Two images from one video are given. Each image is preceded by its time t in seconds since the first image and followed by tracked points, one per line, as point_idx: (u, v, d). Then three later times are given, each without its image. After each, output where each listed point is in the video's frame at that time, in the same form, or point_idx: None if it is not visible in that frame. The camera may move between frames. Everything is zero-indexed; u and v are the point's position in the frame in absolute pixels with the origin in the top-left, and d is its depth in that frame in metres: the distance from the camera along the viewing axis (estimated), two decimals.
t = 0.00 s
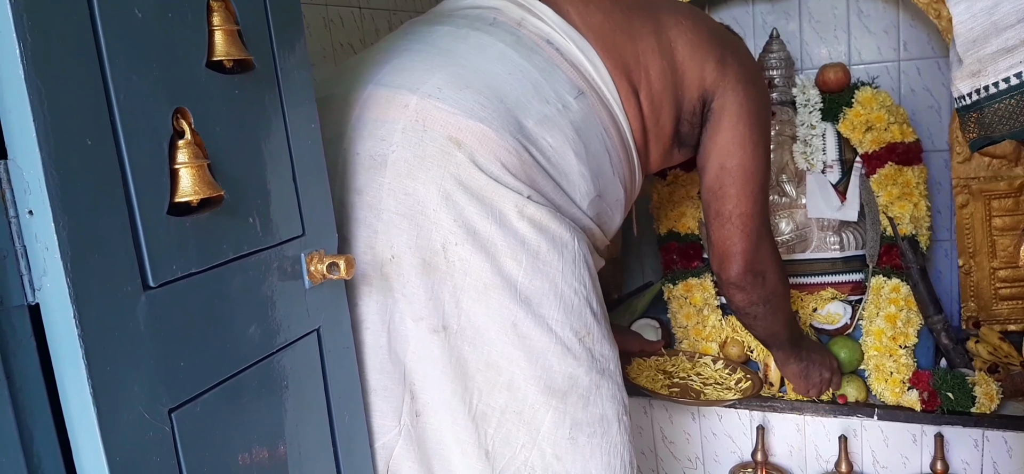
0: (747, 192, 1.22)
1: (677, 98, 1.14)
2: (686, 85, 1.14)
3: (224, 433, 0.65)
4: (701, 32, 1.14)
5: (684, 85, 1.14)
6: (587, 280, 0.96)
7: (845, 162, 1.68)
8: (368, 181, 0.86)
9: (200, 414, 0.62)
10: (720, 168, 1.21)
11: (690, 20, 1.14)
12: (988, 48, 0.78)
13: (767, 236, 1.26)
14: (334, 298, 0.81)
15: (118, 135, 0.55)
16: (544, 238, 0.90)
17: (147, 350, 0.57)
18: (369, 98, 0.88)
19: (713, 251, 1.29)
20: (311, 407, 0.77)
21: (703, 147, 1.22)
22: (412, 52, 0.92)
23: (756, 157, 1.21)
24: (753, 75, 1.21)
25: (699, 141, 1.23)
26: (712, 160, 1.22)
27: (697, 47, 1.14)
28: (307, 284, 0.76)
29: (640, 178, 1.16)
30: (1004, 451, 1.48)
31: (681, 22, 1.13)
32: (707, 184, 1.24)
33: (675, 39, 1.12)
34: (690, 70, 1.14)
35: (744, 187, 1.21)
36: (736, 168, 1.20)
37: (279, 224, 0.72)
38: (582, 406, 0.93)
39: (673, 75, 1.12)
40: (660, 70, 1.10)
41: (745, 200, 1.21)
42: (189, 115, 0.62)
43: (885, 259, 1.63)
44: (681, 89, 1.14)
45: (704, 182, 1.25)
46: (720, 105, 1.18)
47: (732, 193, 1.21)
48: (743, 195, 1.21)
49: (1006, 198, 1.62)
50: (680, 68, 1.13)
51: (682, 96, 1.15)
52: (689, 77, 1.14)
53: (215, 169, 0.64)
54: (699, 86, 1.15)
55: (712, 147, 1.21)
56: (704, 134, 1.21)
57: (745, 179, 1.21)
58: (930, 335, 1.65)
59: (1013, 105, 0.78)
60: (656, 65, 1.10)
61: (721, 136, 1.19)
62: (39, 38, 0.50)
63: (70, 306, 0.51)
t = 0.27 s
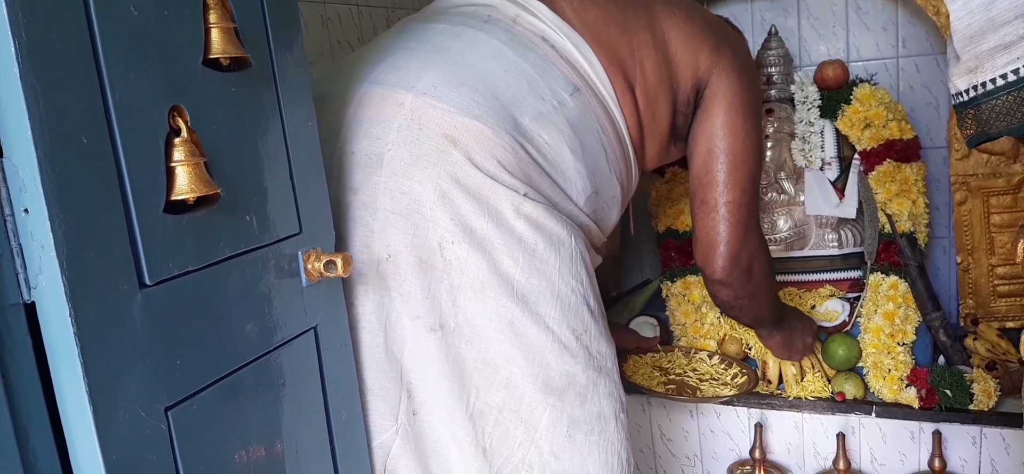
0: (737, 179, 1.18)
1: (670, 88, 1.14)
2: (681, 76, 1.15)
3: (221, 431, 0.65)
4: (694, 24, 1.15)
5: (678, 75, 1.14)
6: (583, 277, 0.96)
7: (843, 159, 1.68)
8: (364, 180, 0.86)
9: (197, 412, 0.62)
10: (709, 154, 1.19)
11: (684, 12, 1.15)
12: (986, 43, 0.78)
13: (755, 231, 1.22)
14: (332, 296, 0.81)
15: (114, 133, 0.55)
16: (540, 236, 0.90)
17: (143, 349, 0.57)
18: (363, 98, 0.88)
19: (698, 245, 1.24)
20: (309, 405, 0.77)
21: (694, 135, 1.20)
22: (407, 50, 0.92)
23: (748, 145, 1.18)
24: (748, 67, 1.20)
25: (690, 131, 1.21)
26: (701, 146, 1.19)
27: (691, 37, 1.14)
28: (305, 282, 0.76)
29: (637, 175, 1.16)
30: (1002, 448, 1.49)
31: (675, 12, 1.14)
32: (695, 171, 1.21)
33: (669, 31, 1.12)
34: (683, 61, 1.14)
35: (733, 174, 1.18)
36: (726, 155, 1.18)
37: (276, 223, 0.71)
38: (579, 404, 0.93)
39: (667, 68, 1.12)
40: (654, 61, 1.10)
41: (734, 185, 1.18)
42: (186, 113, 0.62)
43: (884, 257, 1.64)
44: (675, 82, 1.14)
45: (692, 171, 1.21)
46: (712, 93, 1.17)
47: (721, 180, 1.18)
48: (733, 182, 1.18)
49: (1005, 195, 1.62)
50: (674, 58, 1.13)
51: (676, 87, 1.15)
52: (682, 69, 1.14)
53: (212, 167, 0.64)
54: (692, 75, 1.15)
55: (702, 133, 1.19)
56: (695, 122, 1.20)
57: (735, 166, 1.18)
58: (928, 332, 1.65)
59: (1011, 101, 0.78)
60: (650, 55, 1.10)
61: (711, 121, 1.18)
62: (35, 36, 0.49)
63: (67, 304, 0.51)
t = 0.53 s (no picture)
0: (729, 170, 1.19)
1: (665, 82, 1.13)
2: (675, 70, 1.15)
3: (217, 430, 0.65)
4: (690, 17, 1.15)
5: (672, 68, 1.14)
6: (577, 276, 0.95)
7: (842, 157, 1.68)
8: (356, 179, 0.86)
9: (193, 411, 0.62)
10: (702, 145, 1.18)
11: (679, 5, 1.14)
12: (982, 42, 0.78)
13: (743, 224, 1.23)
14: (329, 294, 0.81)
15: (111, 131, 0.55)
16: (534, 236, 0.90)
17: (139, 347, 0.57)
18: (357, 96, 0.88)
19: (684, 236, 1.23)
20: (305, 404, 0.76)
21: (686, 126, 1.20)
22: (400, 48, 0.91)
23: (740, 137, 1.19)
24: (743, 60, 1.20)
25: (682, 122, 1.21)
26: (693, 137, 1.19)
27: (686, 32, 1.14)
28: (302, 281, 0.76)
29: (633, 173, 1.16)
30: (1000, 447, 1.49)
31: (670, 5, 1.13)
32: (687, 163, 1.20)
33: (663, 25, 1.12)
34: (679, 55, 1.14)
35: (725, 165, 1.18)
36: (719, 146, 1.18)
37: (274, 221, 0.71)
38: (573, 404, 0.93)
39: (662, 63, 1.12)
40: (648, 55, 1.10)
41: (726, 177, 1.18)
42: (182, 111, 0.62)
43: (881, 255, 1.65)
44: (670, 77, 1.14)
45: (684, 163, 1.21)
46: (706, 85, 1.17)
47: (714, 171, 1.18)
48: (725, 173, 1.18)
49: (1003, 193, 1.62)
50: (668, 52, 1.13)
51: (670, 81, 1.15)
52: (677, 64, 1.14)
53: (209, 165, 0.63)
54: (687, 69, 1.15)
55: (695, 124, 1.19)
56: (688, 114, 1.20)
57: (727, 158, 1.18)
58: (926, 331, 1.65)
59: (1006, 99, 0.78)
60: (644, 51, 1.10)
61: (705, 113, 1.18)
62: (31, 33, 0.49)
63: (63, 303, 0.51)
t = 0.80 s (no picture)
0: (725, 176, 1.19)
1: (661, 87, 1.13)
2: (671, 75, 1.14)
3: (215, 433, 0.65)
4: (686, 20, 1.14)
5: (668, 73, 1.14)
6: (572, 279, 0.95)
7: (839, 158, 1.68)
8: (349, 183, 0.86)
9: (191, 415, 0.62)
10: (700, 150, 1.19)
11: (674, 9, 1.14)
12: (976, 43, 0.78)
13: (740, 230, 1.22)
14: (327, 297, 0.81)
15: (107, 135, 0.55)
16: (528, 239, 0.90)
17: (136, 351, 0.57)
18: (350, 99, 0.88)
19: (681, 242, 1.23)
20: (303, 407, 0.76)
21: (683, 131, 1.20)
22: (395, 52, 0.91)
23: (738, 142, 1.19)
24: (738, 64, 1.20)
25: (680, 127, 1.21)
26: (691, 143, 1.19)
27: (682, 36, 1.13)
28: (299, 284, 0.76)
29: (628, 176, 1.16)
30: (999, 447, 1.49)
31: (665, 10, 1.13)
32: (683, 169, 1.21)
33: (658, 29, 1.12)
34: (674, 59, 1.14)
35: (723, 171, 1.19)
36: (716, 151, 1.18)
37: (271, 223, 0.71)
38: (569, 407, 0.93)
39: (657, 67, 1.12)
40: (643, 60, 1.10)
41: (724, 182, 1.18)
42: (179, 115, 0.62)
43: (879, 256, 1.66)
44: (665, 81, 1.14)
45: (681, 168, 1.22)
46: (703, 89, 1.17)
47: (711, 177, 1.19)
48: (722, 178, 1.18)
49: (1001, 193, 1.62)
50: (663, 56, 1.13)
51: (666, 86, 1.15)
52: (672, 68, 1.14)
53: (205, 168, 0.64)
54: (682, 74, 1.15)
55: (693, 129, 1.19)
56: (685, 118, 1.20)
57: (725, 163, 1.18)
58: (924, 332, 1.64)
59: (1000, 101, 0.78)
60: (639, 54, 1.10)
61: (702, 118, 1.18)
62: (27, 37, 0.49)
63: (59, 307, 0.51)
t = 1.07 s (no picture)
0: (732, 177, 1.19)
1: (667, 91, 1.14)
2: (676, 78, 1.15)
3: (223, 435, 0.65)
4: (690, 25, 1.15)
5: (674, 77, 1.14)
6: (579, 281, 0.96)
7: (846, 159, 1.68)
8: (358, 186, 0.86)
9: (199, 417, 0.63)
10: (705, 154, 1.19)
11: (679, 13, 1.15)
12: (981, 47, 0.78)
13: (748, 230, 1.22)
14: (334, 300, 0.81)
15: (116, 140, 0.56)
16: (536, 241, 0.90)
17: (145, 354, 0.57)
18: (359, 103, 0.88)
19: (691, 247, 1.23)
20: (310, 410, 0.77)
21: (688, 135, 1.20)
22: (402, 56, 0.92)
23: (743, 145, 1.19)
24: (741, 68, 1.21)
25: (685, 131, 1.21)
26: (696, 147, 1.19)
27: (688, 39, 1.14)
28: (306, 287, 0.76)
29: (633, 177, 1.16)
30: (1006, 450, 1.48)
31: (669, 14, 1.14)
32: (690, 172, 1.21)
33: (663, 33, 1.12)
34: (679, 62, 1.14)
35: (729, 174, 1.18)
36: (721, 155, 1.18)
37: (279, 226, 0.72)
38: (576, 408, 0.93)
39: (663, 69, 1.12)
40: (650, 63, 1.10)
41: (730, 183, 1.18)
42: (188, 120, 0.62)
43: (886, 258, 1.64)
44: (670, 84, 1.14)
45: (687, 172, 1.21)
46: (707, 93, 1.17)
47: (718, 179, 1.18)
48: (728, 181, 1.18)
49: (1008, 194, 1.62)
50: (669, 60, 1.13)
51: (672, 89, 1.15)
52: (678, 71, 1.14)
53: (213, 173, 0.64)
54: (688, 78, 1.15)
55: (698, 132, 1.19)
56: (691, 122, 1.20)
57: (731, 166, 1.18)
58: (931, 333, 1.64)
59: (1005, 104, 0.78)
60: (645, 57, 1.10)
61: (707, 122, 1.18)
62: (38, 44, 0.50)
63: (69, 311, 0.51)
